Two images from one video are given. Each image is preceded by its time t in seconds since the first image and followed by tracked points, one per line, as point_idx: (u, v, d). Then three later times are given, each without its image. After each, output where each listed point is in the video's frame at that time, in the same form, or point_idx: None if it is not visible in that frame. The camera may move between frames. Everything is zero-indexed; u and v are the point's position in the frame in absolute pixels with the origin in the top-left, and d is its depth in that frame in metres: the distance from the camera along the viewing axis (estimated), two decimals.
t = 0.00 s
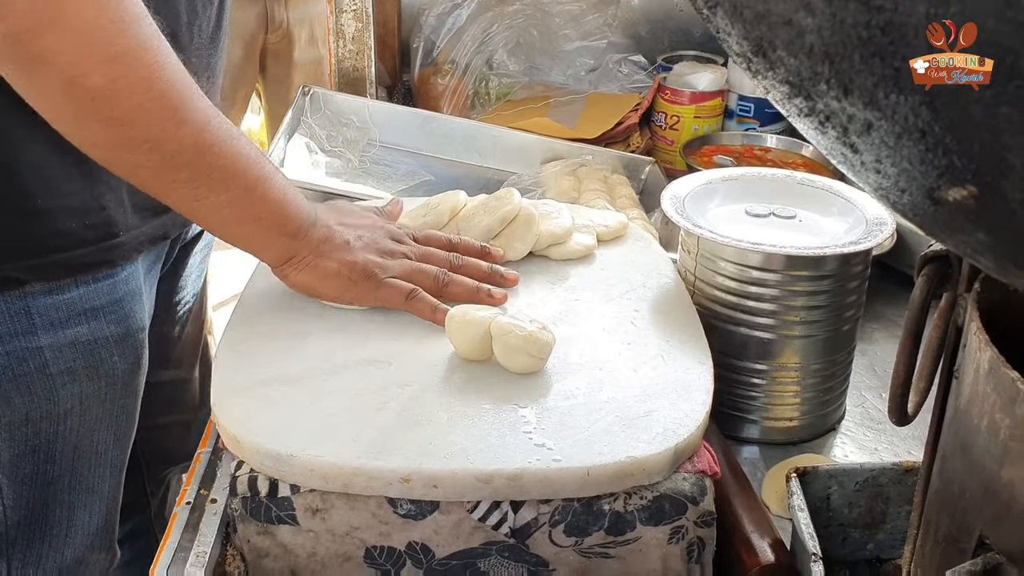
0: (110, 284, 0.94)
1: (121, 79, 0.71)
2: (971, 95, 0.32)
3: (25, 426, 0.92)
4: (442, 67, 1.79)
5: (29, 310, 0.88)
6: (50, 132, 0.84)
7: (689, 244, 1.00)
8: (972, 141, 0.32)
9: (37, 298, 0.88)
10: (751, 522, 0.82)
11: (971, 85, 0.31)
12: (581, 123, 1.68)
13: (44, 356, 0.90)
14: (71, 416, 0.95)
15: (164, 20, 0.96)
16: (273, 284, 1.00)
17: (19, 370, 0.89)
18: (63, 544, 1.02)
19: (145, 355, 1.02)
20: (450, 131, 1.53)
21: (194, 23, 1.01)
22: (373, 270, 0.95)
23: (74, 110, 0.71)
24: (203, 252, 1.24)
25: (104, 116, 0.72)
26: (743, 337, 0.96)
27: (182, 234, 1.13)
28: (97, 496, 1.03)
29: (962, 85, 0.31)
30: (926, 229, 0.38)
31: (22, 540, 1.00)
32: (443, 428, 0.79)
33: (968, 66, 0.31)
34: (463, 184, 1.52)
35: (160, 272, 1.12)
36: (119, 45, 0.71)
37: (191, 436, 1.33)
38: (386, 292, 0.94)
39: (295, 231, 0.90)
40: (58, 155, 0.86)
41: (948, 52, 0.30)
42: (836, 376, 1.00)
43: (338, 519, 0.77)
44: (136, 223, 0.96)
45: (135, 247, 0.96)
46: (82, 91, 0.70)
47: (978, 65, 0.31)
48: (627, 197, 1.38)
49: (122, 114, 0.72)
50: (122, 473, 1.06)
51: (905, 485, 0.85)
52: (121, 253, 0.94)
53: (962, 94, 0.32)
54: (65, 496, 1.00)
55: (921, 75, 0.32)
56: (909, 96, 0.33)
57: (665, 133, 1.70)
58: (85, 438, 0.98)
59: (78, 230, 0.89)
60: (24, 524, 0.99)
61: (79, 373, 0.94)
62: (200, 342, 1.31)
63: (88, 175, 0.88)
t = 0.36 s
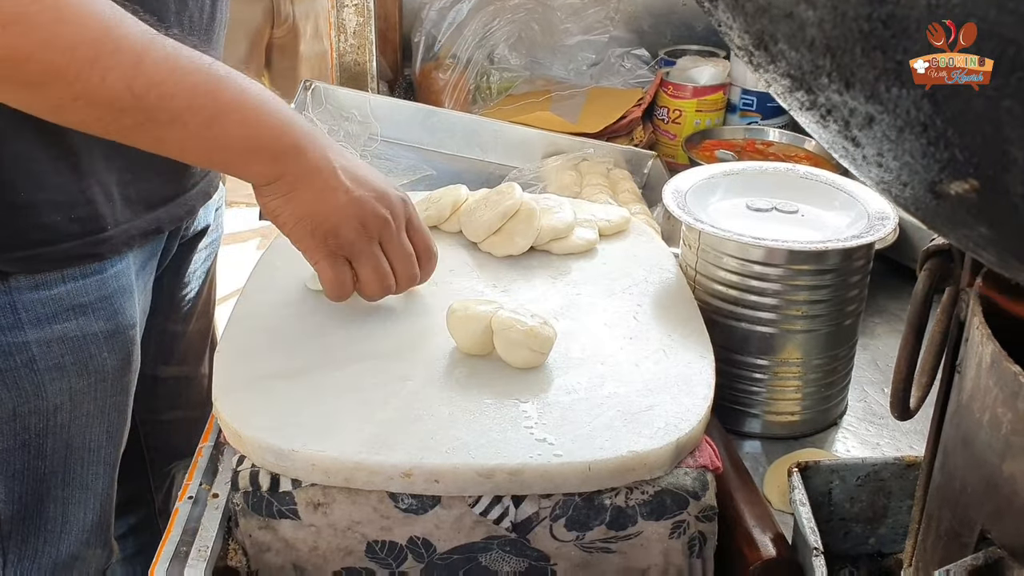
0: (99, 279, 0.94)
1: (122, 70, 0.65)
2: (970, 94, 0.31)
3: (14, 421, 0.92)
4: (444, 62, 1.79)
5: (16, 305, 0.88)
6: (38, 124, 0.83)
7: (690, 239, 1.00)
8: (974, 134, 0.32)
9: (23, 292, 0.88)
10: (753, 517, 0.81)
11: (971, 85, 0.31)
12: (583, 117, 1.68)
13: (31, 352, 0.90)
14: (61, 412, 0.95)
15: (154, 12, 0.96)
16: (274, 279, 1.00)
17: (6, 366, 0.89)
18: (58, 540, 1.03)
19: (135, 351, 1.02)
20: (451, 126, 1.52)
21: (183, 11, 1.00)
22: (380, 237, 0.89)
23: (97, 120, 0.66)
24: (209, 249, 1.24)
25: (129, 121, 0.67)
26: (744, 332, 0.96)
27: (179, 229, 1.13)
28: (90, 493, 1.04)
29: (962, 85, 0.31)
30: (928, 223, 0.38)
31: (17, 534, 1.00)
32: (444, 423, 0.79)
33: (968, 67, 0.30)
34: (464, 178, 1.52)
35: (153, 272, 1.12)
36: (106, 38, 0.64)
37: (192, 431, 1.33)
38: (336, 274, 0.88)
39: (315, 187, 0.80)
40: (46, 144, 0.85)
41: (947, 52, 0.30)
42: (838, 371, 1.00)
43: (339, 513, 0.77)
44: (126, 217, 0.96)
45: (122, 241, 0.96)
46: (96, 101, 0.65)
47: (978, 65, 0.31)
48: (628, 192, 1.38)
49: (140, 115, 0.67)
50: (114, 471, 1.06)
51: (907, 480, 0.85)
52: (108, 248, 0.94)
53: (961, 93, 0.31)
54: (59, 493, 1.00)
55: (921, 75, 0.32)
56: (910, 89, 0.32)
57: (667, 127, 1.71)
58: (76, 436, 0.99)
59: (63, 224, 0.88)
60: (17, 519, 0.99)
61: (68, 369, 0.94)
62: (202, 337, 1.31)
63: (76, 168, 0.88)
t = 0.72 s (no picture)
0: (95, 275, 0.94)
1: (197, 38, 0.66)
2: (969, 94, 0.31)
3: (12, 417, 0.93)
4: (443, 57, 1.78)
5: (12, 302, 0.88)
6: (25, 119, 0.83)
7: (690, 235, 1.00)
8: (971, 132, 0.32)
9: (20, 289, 0.88)
10: (752, 514, 0.81)
11: (971, 85, 0.31)
12: (581, 113, 1.67)
13: (29, 348, 0.91)
14: (59, 408, 0.96)
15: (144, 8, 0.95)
16: (272, 277, 1.00)
17: (4, 362, 0.90)
18: (59, 536, 1.03)
19: (134, 346, 1.02)
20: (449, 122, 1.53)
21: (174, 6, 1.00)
22: (457, 171, 0.88)
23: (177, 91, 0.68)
24: (203, 243, 1.24)
25: (209, 89, 0.68)
26: (743, 328, 0.96)
27: (173, 224, 1.13)
28: (90, 489, 1.04)
29: (962, 84, 0.31)
30: (925, 221, 0.38)
31: (17, 531, 1.01)
32: (442, 420, 0.79)
33: (969, 66, 0.31)
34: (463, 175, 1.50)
35: (150, 267, 1.12)
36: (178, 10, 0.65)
37: (191, 427, 1.32)
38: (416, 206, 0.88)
39: (392, 129, 0.80)
40: (37, 142, 0.84)
41: (948, 52, 0.30)
42: (837, 366, 1.00)
43: (338, 511, 0.77)
44: (121, 213, 0.95)
45: (118, 237, 0.94)
46: (174, 73, 0.66)
47: (978, 65, 0.31)
48: (628, 187, 1.38)
49: (219, 83, 0.68)
50: (114, 468, 1.06)
51: (906, 476, 0.85)
52: (104, 244, 0.93)
53: (960, 92, 0.31)
54: (58, 489, 1.00)
55: (921, 75, 0.32)
56: (907, 86, 0.32)
57: (666, 123, 1.70)
58: (74, 431, 0.99)
59: (58, 220, 0.87)
60: (16, 515, 1.00)
61: (65, 365, 0.94)
62: (201, 334, 1.31)
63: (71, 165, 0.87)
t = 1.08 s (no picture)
0: (94, 272, 0.94)
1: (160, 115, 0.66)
2: (969, 94, 0.32)
3: (13, 416, 0.92)
4: (442, 55, 1.78)
5: (11, 300, 0.88)
6: (22, 118, 0.83)
7: (689, 233, 0.99)
8: (968, 130, 0.32)
9: (18, 287, 0.88)
10: (752, 511, 0.81)
11: (971, 84, 0.31)
12: (582, 110, 1.68)
13: (29, 346, 0.91)
14: (59, 406, 0.96)
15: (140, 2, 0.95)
16: (271, 275, 1.00)
17: (4, 359, 0.89)
18: (61, 534, 1.03)
19: (134, 344, 1.02)
20: (449, 120, 1.53)
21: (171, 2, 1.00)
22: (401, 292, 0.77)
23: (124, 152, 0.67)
24: (207, 237, 1.24)
25: (157, 165, 0.67)
26: (743, 326, 0.96)
27: (173, 221, 1.13)
28: (93, 485, 1.04)
29: (962, 84, 0.31)
30: (923, 219, 0.38)
31: (19, 530, 1.00)
32: (442, 418, 0.79)
33: (969, 67, 0.31)
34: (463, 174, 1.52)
35: (149, 265, 1.12)
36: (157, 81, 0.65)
37: (191, 425, 1.33)
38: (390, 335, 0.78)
39: (333, 254, 0.74)
40: (37, 140, 0.84)
41: (948, 52, 0.30)
42: (837, 364, 1.00)
43: (338, 509, 0.78)
44: (120, 209, 0.96)
45: (117, 233, 0.96)
46: (123, 132, 0.65)
47: (978, 65, 0.31)
48: (626, 185, 1.38)
49: (166, 163, 0.67)
50: (116, 466, 1.07)
51: (905, 473, 0.85)
52: (103, 240, 0.94)
53: (960, 92, 0.32)
54: (60, 487, 1.00)
55: (921, 74, 0.32)
56: (903, 85, 0.32)
57: (666, 120, 1.70)
58: (76, 428, 0.99)
59: (57, 217, 0.88)
60: (19, 514, 0.99)
61: (65, 363, 0.94)
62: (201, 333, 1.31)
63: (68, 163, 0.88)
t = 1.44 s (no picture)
0: (94, 273, 0.95)
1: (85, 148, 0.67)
2: (969, 94, 0.31)
3: (13, 415, 0.93)
4: (440, 54, 1.78)
5: (12, 300, 0.89)
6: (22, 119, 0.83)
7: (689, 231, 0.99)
8: (967, 129, 0.32)
9: (19, 287, 0.89)
10: (752, 509, 0.81)
11: (971, 85, 0.31)
12: (581, 109, 1.67)
13: (29, 346, 0.91)
14: (60, 406, 0.96)
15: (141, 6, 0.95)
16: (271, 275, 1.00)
17: (4, 360, 0.90)
18: (61, 533, 1.03)
19: (134, 345, 1.02)
20: (449, 119, 1.54)
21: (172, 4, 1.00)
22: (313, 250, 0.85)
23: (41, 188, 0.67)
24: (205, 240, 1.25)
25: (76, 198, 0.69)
26: (742, 324, 0.96)
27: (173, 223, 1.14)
28: (91, 485, 1.04)
29: (962, 85, 0.31)
30: (922, 218, 0.38)
31: (18, 530, 1.00)
32: (441, 417, 0.79)
33: (969, 67, 0.31)
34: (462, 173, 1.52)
35: (149, 265, 1.12)
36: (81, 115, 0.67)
37: (192, 425, 1.33)
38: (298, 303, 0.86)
39: (238, 242, 0.78)
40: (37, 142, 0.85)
41: (948, 52, 0.30)
42: (836, 362, 1.00)
43: (338, 509, 0.78)
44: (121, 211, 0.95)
45: (117, 235, 0.97)
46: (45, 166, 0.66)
47: (978, 65, 0.31)
48: (626, 183, 1.38)
49: (88, 186, 0.68)
50: (115, 467, 1.06)
51: (905, 471, 0.85)
52: (102, 241, 0.95)
53: (959, 92, 0.32)
54: (59, 486, 1.00)
55: (921, 75, 0.32)
56: (901, 85, 0.32)
57: (665, 118, 1.70)
58: (76, 428, 0.99)
59: (57, 218, 0.89)
60: (18, 513, 0.99)
61: (66, 363, 0.95)
62: (200, 333, 1.31)
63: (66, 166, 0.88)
